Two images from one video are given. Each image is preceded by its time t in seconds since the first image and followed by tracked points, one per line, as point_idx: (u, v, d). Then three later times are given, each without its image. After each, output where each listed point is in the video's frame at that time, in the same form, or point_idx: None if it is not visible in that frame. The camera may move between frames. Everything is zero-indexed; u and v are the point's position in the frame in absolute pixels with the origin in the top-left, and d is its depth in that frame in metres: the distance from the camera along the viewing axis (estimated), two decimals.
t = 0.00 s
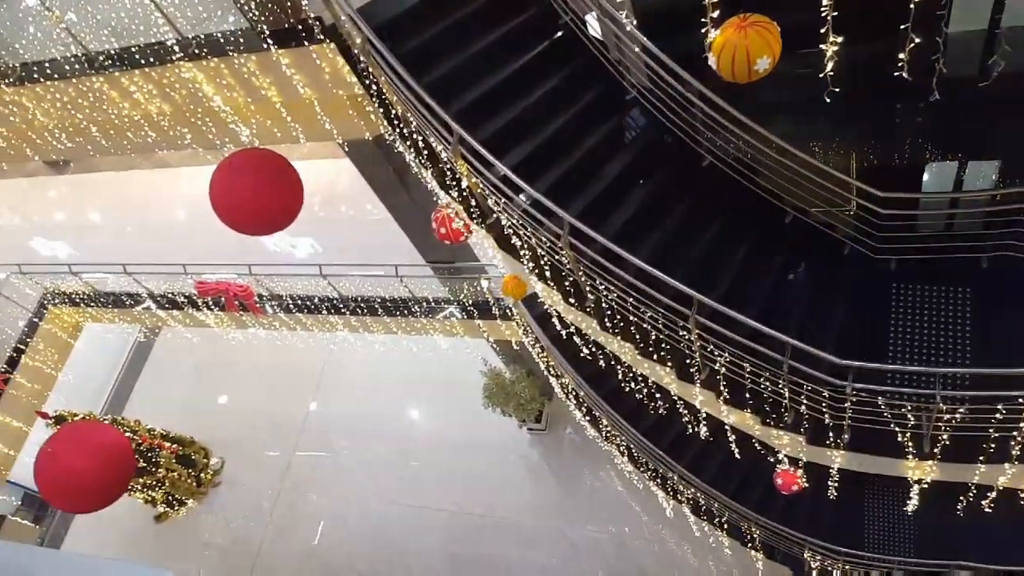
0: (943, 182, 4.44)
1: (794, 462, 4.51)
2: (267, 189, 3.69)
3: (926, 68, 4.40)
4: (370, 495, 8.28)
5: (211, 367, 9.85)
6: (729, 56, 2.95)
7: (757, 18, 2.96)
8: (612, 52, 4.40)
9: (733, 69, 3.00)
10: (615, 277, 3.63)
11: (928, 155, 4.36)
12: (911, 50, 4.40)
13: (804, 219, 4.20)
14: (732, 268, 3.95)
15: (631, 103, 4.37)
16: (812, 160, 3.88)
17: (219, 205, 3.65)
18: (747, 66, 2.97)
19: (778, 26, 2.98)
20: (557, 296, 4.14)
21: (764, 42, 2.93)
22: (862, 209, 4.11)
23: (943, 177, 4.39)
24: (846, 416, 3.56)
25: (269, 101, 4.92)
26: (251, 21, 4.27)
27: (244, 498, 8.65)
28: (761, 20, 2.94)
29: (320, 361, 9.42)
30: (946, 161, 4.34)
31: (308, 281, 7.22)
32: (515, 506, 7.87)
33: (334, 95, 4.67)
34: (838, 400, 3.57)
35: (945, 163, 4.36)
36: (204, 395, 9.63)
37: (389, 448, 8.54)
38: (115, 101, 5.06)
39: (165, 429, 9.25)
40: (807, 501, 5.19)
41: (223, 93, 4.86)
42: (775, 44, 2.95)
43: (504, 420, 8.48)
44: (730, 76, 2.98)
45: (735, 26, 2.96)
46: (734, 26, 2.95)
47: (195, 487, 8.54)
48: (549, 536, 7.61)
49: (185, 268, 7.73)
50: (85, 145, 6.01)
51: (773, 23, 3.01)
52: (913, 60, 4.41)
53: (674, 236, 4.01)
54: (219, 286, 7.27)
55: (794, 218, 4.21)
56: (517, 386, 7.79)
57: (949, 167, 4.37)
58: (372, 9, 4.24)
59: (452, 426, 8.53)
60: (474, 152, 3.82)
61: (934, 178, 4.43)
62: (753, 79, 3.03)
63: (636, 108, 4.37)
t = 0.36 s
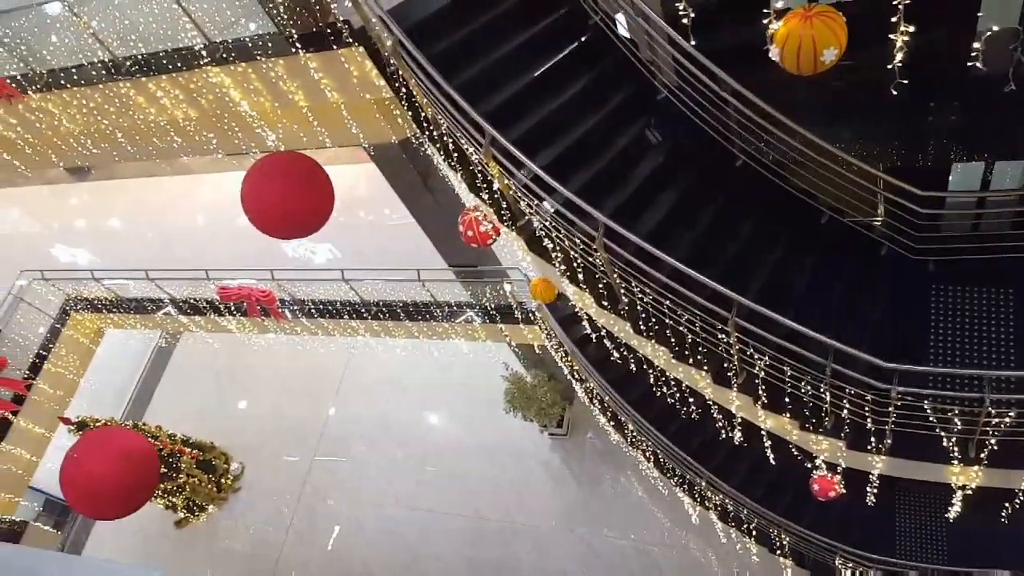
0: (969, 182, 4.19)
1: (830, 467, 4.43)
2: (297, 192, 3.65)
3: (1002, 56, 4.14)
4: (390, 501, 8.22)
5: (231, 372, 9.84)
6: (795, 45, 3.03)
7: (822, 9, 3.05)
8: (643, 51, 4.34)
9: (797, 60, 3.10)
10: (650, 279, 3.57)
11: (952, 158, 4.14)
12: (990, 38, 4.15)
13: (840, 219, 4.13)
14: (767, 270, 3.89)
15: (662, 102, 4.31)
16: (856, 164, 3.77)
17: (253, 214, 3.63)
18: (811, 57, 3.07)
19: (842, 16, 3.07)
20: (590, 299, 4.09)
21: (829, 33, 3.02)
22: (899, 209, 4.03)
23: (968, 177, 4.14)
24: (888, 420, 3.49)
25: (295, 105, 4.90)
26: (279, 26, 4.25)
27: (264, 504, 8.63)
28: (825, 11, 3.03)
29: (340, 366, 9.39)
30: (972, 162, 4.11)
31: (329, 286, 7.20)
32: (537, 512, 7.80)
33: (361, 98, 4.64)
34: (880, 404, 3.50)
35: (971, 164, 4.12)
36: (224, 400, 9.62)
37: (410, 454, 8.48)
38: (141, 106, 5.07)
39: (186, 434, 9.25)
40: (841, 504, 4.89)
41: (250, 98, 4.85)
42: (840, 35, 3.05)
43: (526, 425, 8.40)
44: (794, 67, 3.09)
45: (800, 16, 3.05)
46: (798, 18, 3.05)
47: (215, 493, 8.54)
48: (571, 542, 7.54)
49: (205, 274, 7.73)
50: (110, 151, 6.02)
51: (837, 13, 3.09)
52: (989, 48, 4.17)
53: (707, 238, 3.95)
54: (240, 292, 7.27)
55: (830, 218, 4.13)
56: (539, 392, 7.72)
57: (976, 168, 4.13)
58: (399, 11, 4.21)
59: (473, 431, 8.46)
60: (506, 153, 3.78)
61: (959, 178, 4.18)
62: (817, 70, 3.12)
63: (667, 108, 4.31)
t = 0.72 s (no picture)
0: (994, 189, 4.07)
1: (861, 480, 4.33)
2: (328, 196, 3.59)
3: None
4: (406, 509, 8.15)
5: (246, 377, 9.82)
6: (862, 42, 2.94)
7: (891, 6, 2.97)
8: (675, 56, 4.30)
9: (865, 59, 3.01)
10: (686, 287, 3.50)
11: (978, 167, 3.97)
12: None
13: (875, 228, 4.05)
14: (801, 278, 3.82)
15: (695, 106, 4.25)
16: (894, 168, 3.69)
17: (284, 223, 3.58)
18: (880, 55, 2.99)
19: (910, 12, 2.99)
20: (619, 307, 4.01)
21: (899, 31, 2.94)
22: (935, 217, 3.95)
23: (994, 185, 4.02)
24: (930, 431, 3.40)
25: (320, 110, 4.86)
26: (306, 29, 4.23)
27: (278, 512, 8.55)
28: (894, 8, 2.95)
29: (355, 373, 9.35)
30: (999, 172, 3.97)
31: (347, 292, 7.16)
32: (555, 522, 7.69)
33: (386, 103, 4.61)
34: (922, 414, 3.41)
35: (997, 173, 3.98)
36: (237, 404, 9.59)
37: (425, 462, 8.41)
38: (163, 110, 5.03)
39: (200, 441, 9.21)
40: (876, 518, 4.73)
41: (273, 102, 4.80)
42: (910, 33, 2.97)
43: (542, 434, 8.32)
44: (863, 66, 3.00)
45: (868, 13, 2.96)
46: (868, 15, 2.96)
47: (229, 500, 8.54)
48: (590, 553, 7.43)
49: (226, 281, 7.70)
50: (130, 155, 5.99)
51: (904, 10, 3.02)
52: None
53: (740, 245, 3.89)
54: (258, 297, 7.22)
55: (864, 226, 4.05)
56: (557, 400, 7.65)
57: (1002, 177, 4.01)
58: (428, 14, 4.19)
59: (489, 440, 8.38)
60: (536, 157, 3.72)
61: (985, 185, 4.06)
62: (884, 67, 3.04)
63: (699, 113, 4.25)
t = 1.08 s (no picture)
0: (1021, 199, 4.12)
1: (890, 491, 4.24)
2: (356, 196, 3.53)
3: None
4: (417, 512, 8.07)
5: (257, 377, 9.76)
6: (938, 38, 2.83)
7: None
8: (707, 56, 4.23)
9: (942, 54, 2.91)
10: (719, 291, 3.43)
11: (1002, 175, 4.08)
12: None
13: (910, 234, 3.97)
14: (835, 284, 3.74)
15: (727, 107, 4.18)
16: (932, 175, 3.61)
17: (312, 223, 3.53)
18: (957, 49, 2.87)
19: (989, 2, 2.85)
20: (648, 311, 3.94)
21: (977, 23, 2.81)
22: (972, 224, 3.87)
23: (1020, 193, 4.06)
24: (969, 443, 3.31)
25: (343, 108, 4.81)
26: (332, 25, 4.17)
27: (287, 513, 8.47)
28: None
29: (367, 375, 9.29)
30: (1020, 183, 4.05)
31: (362, 293, 7.09)
32: (568, 529, 7.60)
33: (411, 101, 4.54)
34: (960, 426, 3.33)
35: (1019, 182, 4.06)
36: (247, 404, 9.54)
37: (437, 466, 8.33)
38: (184, 106, 4.98)
39: (210, 440, 9.15)
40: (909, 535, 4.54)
41: (297, 99, 4.74)
42: (989, 24, 2.84)
43: (556, 439, 8.24)
44: (937, 62, 2.90)
45: (942, 6, 2.85)
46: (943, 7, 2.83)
47: (238, 499, 8.45)
48: (602, 561, 7.33)
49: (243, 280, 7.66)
50: (149, 151, 5.95)
51: None
52: None
53: (773, 250, 3.81)
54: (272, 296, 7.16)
55: (899, 233, 3.97)
56: (572, 404, 7.57)
57: None
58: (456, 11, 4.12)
59: (501, 444, 8.30)
60: (567, 157, 3.66)
61: (1011, 195, 4.11)
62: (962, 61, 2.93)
63: (731, 115, 4.18)
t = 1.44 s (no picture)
0: None
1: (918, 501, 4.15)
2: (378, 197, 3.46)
3: None
4: (425, 517, 7.97)
5: (266, 378, 9.69)
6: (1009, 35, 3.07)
7: None
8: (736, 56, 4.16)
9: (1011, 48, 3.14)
10: (750, 294, 3.35)
11: None
12: None
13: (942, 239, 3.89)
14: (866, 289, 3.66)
15: (756, 108, 4.11)
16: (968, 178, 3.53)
17: (335, 219, 3.46)
18: None
19: None
20: (674, 315, 3.86)
21: None
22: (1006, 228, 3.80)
23: None
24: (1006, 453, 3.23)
25: (363, 106, 4.74)
26: (355, 21, 4.10)
27: (294, 516, 8.38)
28: None
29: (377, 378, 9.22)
30: None
31: (375, 295, 7.02)
32: (579, 536, 7.50)
33: (432, 100, 4.47)
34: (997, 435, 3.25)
35: None
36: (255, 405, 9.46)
37: (446, 470, 8.25)
38: (201, 103, 4.91)
39: (218, 442, 9.08)
40: (937, 548, 4.43)
41: (317, 97, 4.67)
42: None
43: (567, 445, 8.15)
44: (1007, 57, 3.13)
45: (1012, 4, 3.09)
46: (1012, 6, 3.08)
47: (245, 502, 8.38)
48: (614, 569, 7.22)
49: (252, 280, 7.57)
50: (163, 149, 5.88)
51: None
52: None
53: (803, 254, 3.73)
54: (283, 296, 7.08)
55: (931, 238, 3.89)
56: (585, 409, 7.50)
57: None
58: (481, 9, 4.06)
59: (512, 449, 8.22)
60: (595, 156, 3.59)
61: None
62: None
63: (761, 116, 4.11)
